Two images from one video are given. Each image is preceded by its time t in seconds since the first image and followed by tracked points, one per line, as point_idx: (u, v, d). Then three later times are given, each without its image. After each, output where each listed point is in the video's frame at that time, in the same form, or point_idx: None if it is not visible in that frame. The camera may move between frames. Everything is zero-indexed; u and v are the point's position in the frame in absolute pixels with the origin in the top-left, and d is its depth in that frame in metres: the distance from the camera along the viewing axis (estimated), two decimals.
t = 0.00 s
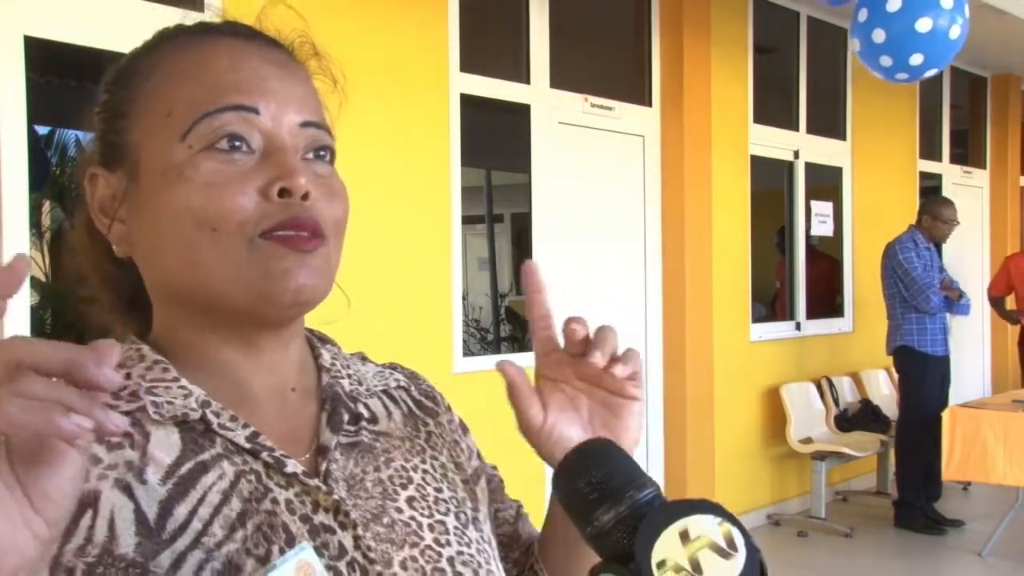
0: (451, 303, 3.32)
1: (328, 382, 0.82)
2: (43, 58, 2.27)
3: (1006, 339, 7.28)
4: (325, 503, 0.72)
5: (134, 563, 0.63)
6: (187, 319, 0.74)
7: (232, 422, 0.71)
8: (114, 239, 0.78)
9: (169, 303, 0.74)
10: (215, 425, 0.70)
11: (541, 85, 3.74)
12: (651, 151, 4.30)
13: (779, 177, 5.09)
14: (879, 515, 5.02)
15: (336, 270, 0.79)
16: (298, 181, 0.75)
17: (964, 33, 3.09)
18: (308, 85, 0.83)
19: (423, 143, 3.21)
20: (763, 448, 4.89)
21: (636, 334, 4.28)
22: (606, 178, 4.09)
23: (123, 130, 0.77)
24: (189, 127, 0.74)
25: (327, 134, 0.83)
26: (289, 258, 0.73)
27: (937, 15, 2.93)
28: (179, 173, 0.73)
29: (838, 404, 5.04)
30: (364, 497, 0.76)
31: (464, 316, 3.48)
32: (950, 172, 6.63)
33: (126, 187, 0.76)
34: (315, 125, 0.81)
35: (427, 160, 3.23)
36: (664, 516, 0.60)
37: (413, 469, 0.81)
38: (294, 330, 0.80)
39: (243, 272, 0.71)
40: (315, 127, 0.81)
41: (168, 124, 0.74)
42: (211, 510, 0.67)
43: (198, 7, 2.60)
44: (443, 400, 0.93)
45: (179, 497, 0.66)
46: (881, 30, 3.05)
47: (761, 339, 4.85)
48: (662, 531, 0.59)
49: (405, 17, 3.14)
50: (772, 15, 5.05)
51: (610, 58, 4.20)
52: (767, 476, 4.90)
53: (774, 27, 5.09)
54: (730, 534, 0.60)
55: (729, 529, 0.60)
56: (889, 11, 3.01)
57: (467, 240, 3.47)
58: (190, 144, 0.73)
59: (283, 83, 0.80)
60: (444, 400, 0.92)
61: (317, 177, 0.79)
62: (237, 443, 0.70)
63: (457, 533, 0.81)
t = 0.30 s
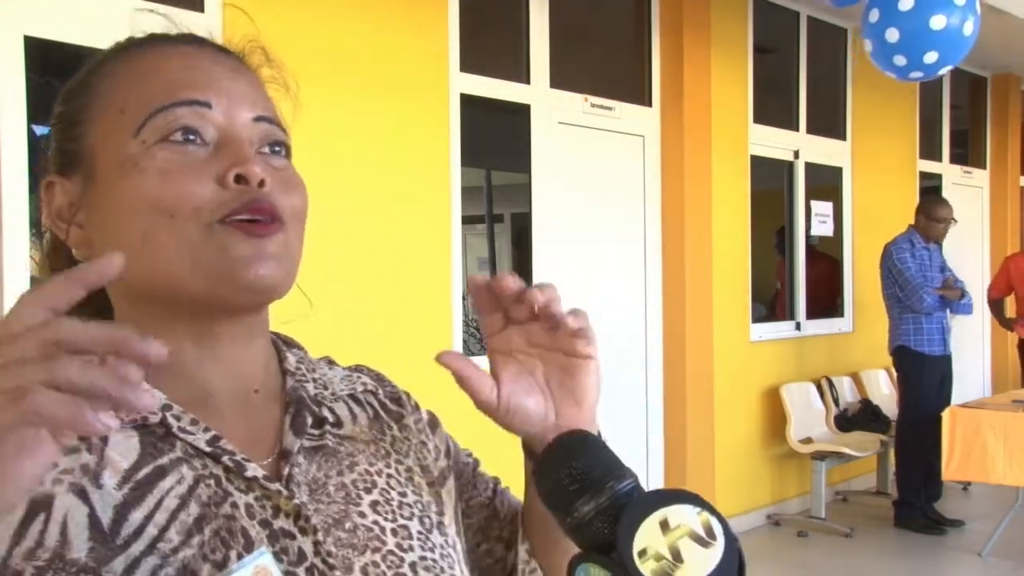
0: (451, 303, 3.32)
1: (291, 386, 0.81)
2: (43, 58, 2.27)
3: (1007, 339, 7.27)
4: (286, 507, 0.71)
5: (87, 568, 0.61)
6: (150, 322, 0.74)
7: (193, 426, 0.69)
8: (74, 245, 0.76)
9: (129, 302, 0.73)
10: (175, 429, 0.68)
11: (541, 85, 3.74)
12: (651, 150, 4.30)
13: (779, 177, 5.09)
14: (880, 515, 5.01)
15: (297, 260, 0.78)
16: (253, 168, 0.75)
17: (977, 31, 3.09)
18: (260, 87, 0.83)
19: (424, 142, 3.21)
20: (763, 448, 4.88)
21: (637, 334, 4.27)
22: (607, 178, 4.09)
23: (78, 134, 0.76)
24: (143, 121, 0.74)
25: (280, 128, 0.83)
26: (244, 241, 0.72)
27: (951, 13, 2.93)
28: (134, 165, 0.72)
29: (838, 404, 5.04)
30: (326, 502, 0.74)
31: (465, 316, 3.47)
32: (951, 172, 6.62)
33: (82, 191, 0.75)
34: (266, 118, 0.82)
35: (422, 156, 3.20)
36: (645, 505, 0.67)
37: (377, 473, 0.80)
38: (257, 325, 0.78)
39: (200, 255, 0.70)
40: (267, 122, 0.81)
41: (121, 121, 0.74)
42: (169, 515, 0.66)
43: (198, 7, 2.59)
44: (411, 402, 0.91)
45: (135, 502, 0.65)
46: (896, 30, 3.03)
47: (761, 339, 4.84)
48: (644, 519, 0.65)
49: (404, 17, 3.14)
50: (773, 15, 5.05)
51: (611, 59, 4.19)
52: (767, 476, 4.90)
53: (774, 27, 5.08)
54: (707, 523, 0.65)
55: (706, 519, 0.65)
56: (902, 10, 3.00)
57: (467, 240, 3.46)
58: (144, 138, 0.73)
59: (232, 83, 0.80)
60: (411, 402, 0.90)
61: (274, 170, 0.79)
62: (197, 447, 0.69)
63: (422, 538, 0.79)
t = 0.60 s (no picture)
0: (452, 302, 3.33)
1: (279, 377, 0.73)
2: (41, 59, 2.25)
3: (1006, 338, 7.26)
4: (268, 511, 0.63)
5: None
6: (138, 312, 0.67)
7: (175, 425, 0.62)
8: (51, 232, 0.69)
9: (108, 287, 0.67)
10: (156, 428, 0.61)
11: (541, 85, 3.73)
12: (651, 151, 4.30)
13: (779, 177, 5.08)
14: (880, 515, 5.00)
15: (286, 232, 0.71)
16: (233, 132, 0.68)
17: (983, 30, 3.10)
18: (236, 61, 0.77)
19: (424, 142, 3.20)
20: (763, 448, 4.87)
21: (637, 334, 4.26)
22: (608, 178, 4.08)
23: (47, 120, 0.70)
24: (114, 95, 0.68)
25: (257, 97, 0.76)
26: (231, 203, 0.65)
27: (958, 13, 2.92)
28: (108, 136, 0.66)
29: (838, 404, 5.03)
30: (310, 505, 0.67)
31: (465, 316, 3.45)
32: (951, 172, 6.61)
33: (54, 175, 0.68)
34: (240, 87, 0.75)
35: (418, 154, 3.18)
36: (619, 495, 0.62)
37: (366, 471, 0.71)
38: (242, 305, 0.70)
39: (182, 226, 0.64)
40: (241, 90, 0.75)
41: (90, 99, 0.69)
42: (145, 523, 0.59)
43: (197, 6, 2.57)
44: (406, 391, 0.82)
45: (110, 510, 0.58)
46: (903, 29, 3.02)
47: (761, 339, 4.83)
48: (619, 510, 0.61)
49: (402, 16, 3.12)
50: (773, 16, 5.04)
51: (612, 60, 4.19)
52: (766, 477, 4.88)
53: (774, 27, 5.06)
54: (682, 513, 0.61)
55: (681, 509, 0.61)
56: (909, 9, 2.99)
57: (467, 240, 3.45)
58: (117, 110, 0.67)
59: (205, 54, 0.74)
60: (407, 392, 0.81)
61: (252, 138, 0.72)
62: (177, 448, 0.62)
63: (410, 540, 0.71)
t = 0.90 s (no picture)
0: (452, 300, 3.30)
1: (298, 387, 0.72)
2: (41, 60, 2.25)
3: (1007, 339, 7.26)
4: (285, 527, 0.62)
5: None
6: (169, 334, 0.66)
7: (193, 438, 0.61)
8: (79, 231, 0.68)
9: (142, 305, 0.65)
10: (174, 442, 0.60)
11: (540, 85, 3.72)
12: (651, 151, 4.29)
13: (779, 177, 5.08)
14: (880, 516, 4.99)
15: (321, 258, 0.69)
16: (278, 166, 0.66)
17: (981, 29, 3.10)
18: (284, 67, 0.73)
19: (425, 143, 3.20)
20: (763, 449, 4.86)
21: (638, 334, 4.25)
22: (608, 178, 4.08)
23: (83, 113, 0.66)
24: (161, 110, 0.65)
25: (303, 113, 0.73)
26: (269, 248, 0.64)
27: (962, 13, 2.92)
28: (152, 157, 0.64)
29: (838, 404, 5.02)
30: (327, 519, 0.67)
31: (464, 316, 3.46)
32: (950, 172, 6.61)
33: (89, 176, 0.66)
34: (289, 103, 0.72)
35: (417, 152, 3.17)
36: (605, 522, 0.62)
37: (381, 484, 0.71)
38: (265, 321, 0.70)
39: (221, 263, 0.62)
40: (289, 106, 0.71)
41: (134, 108, 0.65)
42: (164, 539, 0.58)
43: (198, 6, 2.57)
44: (423, 401, 0.81)
45: (131, 526, 0.58)
46: (905, 28, 3.01)
47: (761, 339, 4.83)
48: (607, 539, 0.61)
49: (403, 17, 3.12)
50: (772, 16, 5.04)
51: (611, 60, 4.18)
52: (766, 476, 4.88)
53: (774, 27, 5.06)
54: (667, 542, 0.61)
55: (665, 537, 0.61)
56: (912, 8, 2.98)
57: (467, 240, 3.45)
58: (161, 128, 0.64)
59: (255, 64, 0.70)
60: (423, 401, 0.81)
61: (293, 160, 0.69)
62: (196, 463, 0.61)
63: (422, 554, 0.71)
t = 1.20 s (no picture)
0: (451, 300, 3.31)
1: (325, 391, 0.73)
2: (42, 58, 2.26)
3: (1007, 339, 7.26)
4: (319, 525, 0.63)
5: None
6: (203, 335, 0.66)
7: (231, 438, 0.62)
8: (119, 234, 0.69)
9: (180, 310, 0.66)
10: (215, 442, 0.61)
11: (540, 85, 3.73)
12: (651, 151, 4.30)
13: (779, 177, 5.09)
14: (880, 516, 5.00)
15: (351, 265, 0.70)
16: (316, 173, 0.66)
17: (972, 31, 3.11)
18: (321, 74, 0.74)
19: (427, 144, 3.21)
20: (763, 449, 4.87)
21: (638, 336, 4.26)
22: (608, 179, 4.08)
23: (128, 118, 0.67)
24: (202, 119, 0.65)
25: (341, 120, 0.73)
26: (302, 257, 0.64)
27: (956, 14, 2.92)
28: (192, 164, 0.64)
29: (838, 404, 5.03)
30: (356, 519, 0.68)
31: (464, 316, 3.46)
32: (950, 172, 6.61)
33: (131, 181, 0.67)
34: (327, 111, 0.72)
35: (417, 151, 3.18)
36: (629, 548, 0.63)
37: (404, 486, 0.72)
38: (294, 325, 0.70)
39: (258, 270, 0.63)
40: (327, 115, 0.72)
41: (177, 116, 0.66)
42: (208, 536, 0.59)
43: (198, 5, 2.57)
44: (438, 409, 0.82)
45: (176, 522, 0.59)
46: (898, 29, 3.01)
47: (761, 339, 4.84)
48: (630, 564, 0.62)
49: (406, 17, 3.12)
50: (772, 16, 5.05)
51: (609, 59, 4.19)
52: (766, 476, 4.89)
53: (774, 27, 5.07)
54: (688, 567, 0.63)
55: (687, 564, 0.63)
56: (907, 9, 2.98)
57: (467, 240, 3.45)
58: (203, 136, 0.65)
59: (295, 74, 0.71)
60: (438, 406, 0.81)
61: (333, 169, 0.70)
62: (235, 462, 0.61)
63: (443, 554, 0.72)
